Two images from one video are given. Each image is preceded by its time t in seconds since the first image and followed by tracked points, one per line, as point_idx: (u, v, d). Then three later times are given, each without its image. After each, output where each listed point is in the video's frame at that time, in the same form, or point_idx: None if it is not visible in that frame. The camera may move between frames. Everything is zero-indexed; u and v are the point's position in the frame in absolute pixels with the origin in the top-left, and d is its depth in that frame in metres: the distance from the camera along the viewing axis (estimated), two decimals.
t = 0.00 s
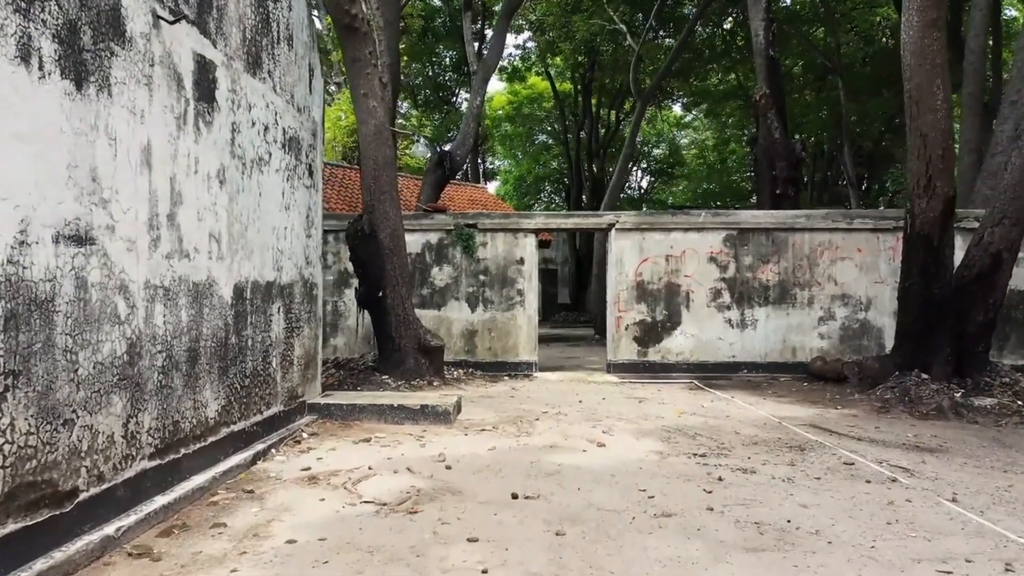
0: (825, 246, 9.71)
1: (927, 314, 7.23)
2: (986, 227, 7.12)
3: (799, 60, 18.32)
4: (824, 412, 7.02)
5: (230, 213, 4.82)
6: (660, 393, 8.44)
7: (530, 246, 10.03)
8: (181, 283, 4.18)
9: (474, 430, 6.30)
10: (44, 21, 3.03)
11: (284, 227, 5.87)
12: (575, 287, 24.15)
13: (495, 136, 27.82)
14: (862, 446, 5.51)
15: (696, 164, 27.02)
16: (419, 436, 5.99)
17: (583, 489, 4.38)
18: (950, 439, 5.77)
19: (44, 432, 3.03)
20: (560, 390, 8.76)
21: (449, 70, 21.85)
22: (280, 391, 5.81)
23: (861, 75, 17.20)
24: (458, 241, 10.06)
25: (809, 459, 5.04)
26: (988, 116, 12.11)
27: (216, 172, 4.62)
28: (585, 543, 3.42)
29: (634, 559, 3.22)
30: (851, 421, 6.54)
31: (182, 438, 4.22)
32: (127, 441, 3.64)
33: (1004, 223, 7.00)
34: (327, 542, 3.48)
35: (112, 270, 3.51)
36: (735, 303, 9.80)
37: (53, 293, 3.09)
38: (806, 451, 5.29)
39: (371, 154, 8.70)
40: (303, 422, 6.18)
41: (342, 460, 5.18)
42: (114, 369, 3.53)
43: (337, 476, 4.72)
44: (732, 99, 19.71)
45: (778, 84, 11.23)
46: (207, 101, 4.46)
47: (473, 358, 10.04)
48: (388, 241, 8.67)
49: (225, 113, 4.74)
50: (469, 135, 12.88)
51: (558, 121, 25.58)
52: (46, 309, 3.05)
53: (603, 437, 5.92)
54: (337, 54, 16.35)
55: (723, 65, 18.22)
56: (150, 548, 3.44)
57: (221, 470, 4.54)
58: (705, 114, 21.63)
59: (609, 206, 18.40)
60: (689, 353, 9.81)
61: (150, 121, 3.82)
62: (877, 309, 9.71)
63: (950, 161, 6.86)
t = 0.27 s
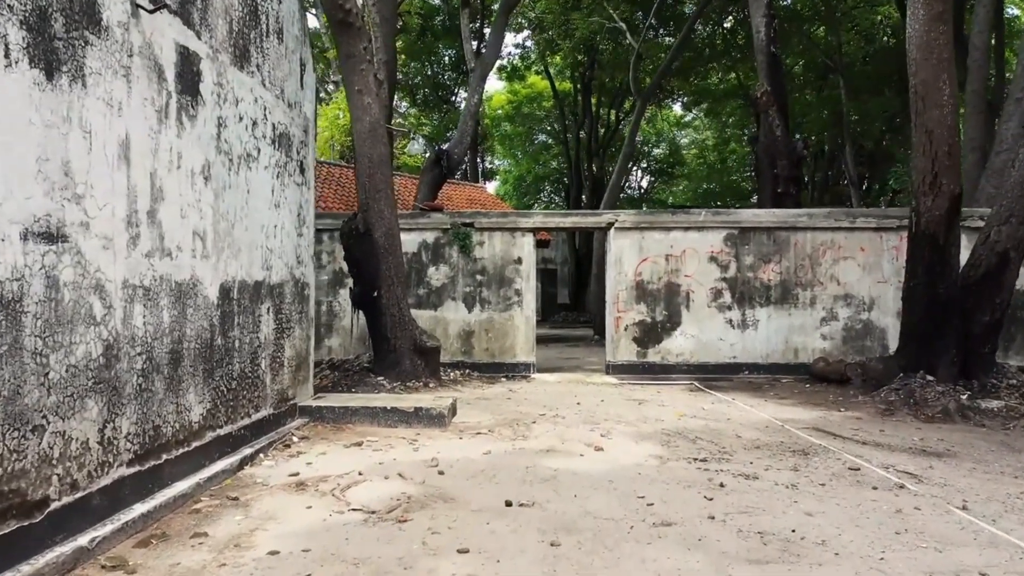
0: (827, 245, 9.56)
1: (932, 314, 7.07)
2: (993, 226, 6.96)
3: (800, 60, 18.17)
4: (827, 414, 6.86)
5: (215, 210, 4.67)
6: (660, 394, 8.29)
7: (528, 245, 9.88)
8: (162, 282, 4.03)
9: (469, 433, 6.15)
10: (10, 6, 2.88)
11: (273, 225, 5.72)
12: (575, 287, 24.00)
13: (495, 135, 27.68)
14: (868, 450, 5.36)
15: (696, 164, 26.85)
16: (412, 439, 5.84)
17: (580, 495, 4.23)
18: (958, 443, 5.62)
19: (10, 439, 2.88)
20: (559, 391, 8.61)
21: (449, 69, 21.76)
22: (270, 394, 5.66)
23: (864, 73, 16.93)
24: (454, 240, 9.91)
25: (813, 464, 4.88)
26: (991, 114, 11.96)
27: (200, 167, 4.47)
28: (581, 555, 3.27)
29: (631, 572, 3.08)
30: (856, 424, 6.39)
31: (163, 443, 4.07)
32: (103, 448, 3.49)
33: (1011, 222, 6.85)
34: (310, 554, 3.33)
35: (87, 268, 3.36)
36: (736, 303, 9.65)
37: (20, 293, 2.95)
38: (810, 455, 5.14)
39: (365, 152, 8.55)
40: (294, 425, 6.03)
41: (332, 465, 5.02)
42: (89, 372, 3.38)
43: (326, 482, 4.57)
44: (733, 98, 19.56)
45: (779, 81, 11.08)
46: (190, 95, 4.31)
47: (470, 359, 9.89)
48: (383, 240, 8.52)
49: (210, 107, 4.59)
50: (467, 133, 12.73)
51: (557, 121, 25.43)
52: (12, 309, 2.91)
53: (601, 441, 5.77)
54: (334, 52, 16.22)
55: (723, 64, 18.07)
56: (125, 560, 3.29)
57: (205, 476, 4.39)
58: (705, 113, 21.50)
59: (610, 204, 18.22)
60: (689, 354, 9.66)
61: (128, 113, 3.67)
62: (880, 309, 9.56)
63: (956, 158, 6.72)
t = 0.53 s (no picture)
0: (830, 244, 9.42)
1: (938, 314, 6.92)
2: (1000, 223, 6.81)
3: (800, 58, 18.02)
4: (831, 416, 6.71)
5: (200, 206, 4.52)
6: (660, 396, 8.14)
7: (526, 244, 9.74)
8: (144, 280, 3.88)
9: (464, 435, 6.00)
10: None
11: (263, 222, 5.56)
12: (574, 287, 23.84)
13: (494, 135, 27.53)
14: (874, 453, 5.21)
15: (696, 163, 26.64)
16: (406, 442, 5.69)
17: (577, 501, 4.08)
18: (966, 446, 5.47)
19: None
20: (557, 392, 8.46)
21: (448, 68, 21.75)
22: (259, 395, 5.51)
23: (865, 72, 16.64)
24: (451, 238, 9.76)
25: (818, 468, 4.73)
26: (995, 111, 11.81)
27: (185, 161, 4.31)
28: (577, 565, 3.12)
29: None
30: (861, 426, 6.24)
31: (145, 448, 3.92)
32: (79, 453, 3.34)
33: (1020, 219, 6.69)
34: (294, 564, 3.18)
35: (60, 265, 3.21)
36: (737, 303, 9.50)
37: None
38: (814, 459, 4.99)
39: (360, 149, 8.40)
40: (285, 427, 5.88)
41: (322, 469, 4.87)
42: (62, 374, 3.23)
43: (315, 487, 4.42)
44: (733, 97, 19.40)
45: (781, 77, 10.92)
46: (173, 86, 4.16)
47: (467, 359, 9.74)
48: (378, 238, 8.38)
49: (195, 100, 4.44)
50: (465, 131, 12.58)
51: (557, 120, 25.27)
52: None
53: (600, 444, 5.62)
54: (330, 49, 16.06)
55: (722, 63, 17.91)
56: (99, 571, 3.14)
57: (189, 481, 4.24)
58: (705, 112, 21.34)
59: (609, 203, 18.04)
60: (689, 355, 9.51)
61: (106, 104, 3.52)
62: (884, 309, 9.41)
63: (962, 154, 6.57)
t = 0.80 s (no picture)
0: (834, 243, 9.27)
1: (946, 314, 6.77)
2: (1009, 221, 6.66)
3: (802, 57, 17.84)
4: (837, 418, 6.56)
5: (187, 201, 4.38)
6: (661, 397, 7.99)
7: (525, 243, 9.59)
8: (126, 278, 3.73)
9: (461, 438, 5.85)
10: None
11: (254, 219, 5.41)
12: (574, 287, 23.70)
13: (494, 134, 27.37)
14: (881, 457, 5.07)
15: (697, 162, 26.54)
16: (401, 445, 5.54)
17: (577, 508, 3.93)
18: (976, 449, 5.32)
19: None
20: (556, 393, 8.31)
21: (448, 67, 21.48)
22: (250, 397, 5.36)
23: (866, 71, 16.35)
24: (449, 237, 9.61)
25: (825, 473, 4.58)
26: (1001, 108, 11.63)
27: (170, 155, 4.16)
28: None
29: None
30: (867, 428, 6.08)
31: (128, 453, 3.76)
32: (56, 459, 3.20)
33: None
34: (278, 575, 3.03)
35: (35, 261, 3.06)
36: (739, 302, 9.35)
37: None
38: (821, 463, 4.84)
39: (356, 145, 8.25)
40: (277, 430, 5.73)
41: (314, 473, 4.73)
42: (37, 375, 3.08)
43: (305, 492, 4.26)
44: (734, 95, 19.22)
45: (783, 74, 10.77)
46: (158, 76, 4.02)
47: (465, 360, 9.60)
48: (374, 236, 8.23)
49: (181, 92, 4.29)
50: (463, 128, 12.44)
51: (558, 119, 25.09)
52: None
53: (601, 447, 5.47)
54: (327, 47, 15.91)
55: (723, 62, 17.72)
56: None
57: (174, 487, 4.09)
58: (706, 111, 21.17)
59: (610, 202, 17.87)
60: (691, 355, 9.37)
61: (84, 93, 3.37)
62: (888, 308, 9.26)
63: (971, 150, 6.42)
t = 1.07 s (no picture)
0: (838, 242, 9.11)
1: (955, 316, 6.62)
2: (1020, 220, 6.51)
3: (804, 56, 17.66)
4: (844, 422, 6.41)
5: (173, 199, 4.22)
6: (663, 400, 7.84)
7: (524, 242, 9.43)
8: (107, 279, 3.57)
9: (458, 442, 5.69)
10: None
11: (244, 217, 5.25)
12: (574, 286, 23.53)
13: (494, 133, 27.22)
14: (891, 463, 4.91)
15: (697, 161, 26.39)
16: (396, 450, 5.39)
17: (577, 518, 3.77)
18: (989, 455, 5.16)
19: None
20: (556, 396, 8.16)
21: (448, 66, 21.28)
22: (241, 401, 5.20)
23: (867, 70, 16.14)
24: (447, 236, 9.46)
25: (834, 480, 4.43)
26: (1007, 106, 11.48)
27: (155, 151, 4.00)
28: None
29: None
30: (876, 433, 5.93)
31: (110, 461, 3.61)
32: (30, 469, 3.04)
33: None
34: None
35: (6, 261, 2.91)
36: (742, 303, 9.20)
37: None
38: (830, 470, 4.69)
39: (352, 143, 8.09)
40: (269, 434, 5.57)
41: (306, 480, 4.57)
42: (7, 381, 2.92)
43: (294, 501, 4.11)
44: (736, 94, 19.06)
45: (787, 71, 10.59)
46: (142, 69, 3.86)
47: (463, 361, 9.44)
48: (371, 235, 8.08)
49: (167, 85, 4.14)
50: (462, 127, 12.29)
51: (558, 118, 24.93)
52: None
53: (602, 452, 5.31)
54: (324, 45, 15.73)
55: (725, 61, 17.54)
56: None
57: (158, 495, 3.93)
58: (707, 110, 21.01)
59: (611, 201, 17.75)
60: (693, 357, 9.21)
61: (60, 85, 3.21)
62: (894, 309, 9.11)
63: (982, 147, 6.29)
